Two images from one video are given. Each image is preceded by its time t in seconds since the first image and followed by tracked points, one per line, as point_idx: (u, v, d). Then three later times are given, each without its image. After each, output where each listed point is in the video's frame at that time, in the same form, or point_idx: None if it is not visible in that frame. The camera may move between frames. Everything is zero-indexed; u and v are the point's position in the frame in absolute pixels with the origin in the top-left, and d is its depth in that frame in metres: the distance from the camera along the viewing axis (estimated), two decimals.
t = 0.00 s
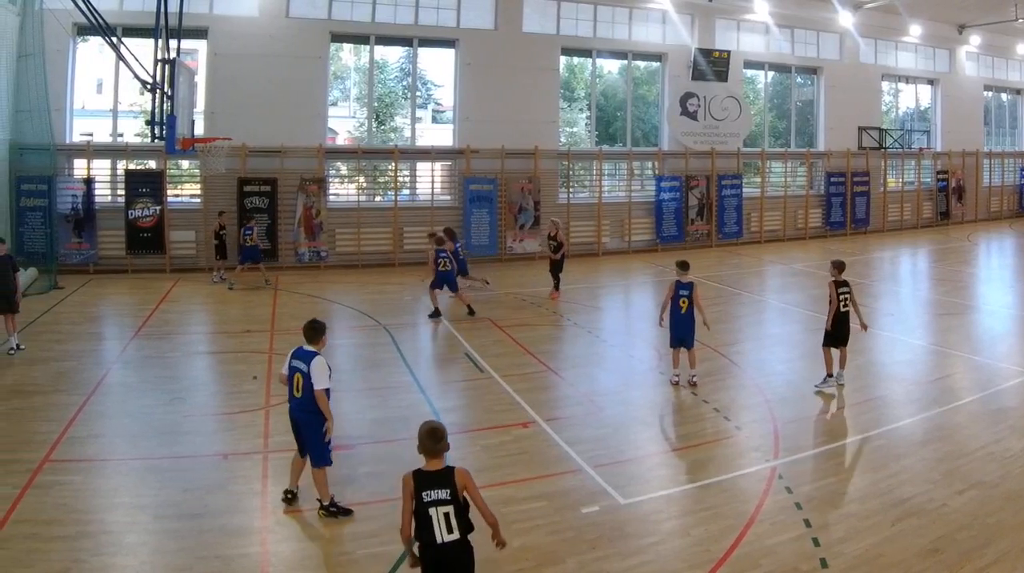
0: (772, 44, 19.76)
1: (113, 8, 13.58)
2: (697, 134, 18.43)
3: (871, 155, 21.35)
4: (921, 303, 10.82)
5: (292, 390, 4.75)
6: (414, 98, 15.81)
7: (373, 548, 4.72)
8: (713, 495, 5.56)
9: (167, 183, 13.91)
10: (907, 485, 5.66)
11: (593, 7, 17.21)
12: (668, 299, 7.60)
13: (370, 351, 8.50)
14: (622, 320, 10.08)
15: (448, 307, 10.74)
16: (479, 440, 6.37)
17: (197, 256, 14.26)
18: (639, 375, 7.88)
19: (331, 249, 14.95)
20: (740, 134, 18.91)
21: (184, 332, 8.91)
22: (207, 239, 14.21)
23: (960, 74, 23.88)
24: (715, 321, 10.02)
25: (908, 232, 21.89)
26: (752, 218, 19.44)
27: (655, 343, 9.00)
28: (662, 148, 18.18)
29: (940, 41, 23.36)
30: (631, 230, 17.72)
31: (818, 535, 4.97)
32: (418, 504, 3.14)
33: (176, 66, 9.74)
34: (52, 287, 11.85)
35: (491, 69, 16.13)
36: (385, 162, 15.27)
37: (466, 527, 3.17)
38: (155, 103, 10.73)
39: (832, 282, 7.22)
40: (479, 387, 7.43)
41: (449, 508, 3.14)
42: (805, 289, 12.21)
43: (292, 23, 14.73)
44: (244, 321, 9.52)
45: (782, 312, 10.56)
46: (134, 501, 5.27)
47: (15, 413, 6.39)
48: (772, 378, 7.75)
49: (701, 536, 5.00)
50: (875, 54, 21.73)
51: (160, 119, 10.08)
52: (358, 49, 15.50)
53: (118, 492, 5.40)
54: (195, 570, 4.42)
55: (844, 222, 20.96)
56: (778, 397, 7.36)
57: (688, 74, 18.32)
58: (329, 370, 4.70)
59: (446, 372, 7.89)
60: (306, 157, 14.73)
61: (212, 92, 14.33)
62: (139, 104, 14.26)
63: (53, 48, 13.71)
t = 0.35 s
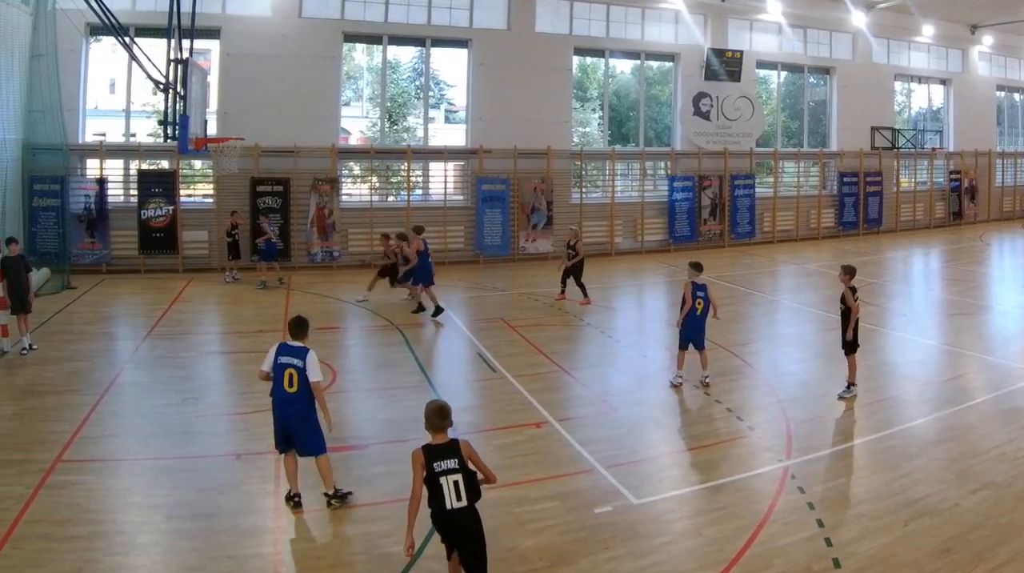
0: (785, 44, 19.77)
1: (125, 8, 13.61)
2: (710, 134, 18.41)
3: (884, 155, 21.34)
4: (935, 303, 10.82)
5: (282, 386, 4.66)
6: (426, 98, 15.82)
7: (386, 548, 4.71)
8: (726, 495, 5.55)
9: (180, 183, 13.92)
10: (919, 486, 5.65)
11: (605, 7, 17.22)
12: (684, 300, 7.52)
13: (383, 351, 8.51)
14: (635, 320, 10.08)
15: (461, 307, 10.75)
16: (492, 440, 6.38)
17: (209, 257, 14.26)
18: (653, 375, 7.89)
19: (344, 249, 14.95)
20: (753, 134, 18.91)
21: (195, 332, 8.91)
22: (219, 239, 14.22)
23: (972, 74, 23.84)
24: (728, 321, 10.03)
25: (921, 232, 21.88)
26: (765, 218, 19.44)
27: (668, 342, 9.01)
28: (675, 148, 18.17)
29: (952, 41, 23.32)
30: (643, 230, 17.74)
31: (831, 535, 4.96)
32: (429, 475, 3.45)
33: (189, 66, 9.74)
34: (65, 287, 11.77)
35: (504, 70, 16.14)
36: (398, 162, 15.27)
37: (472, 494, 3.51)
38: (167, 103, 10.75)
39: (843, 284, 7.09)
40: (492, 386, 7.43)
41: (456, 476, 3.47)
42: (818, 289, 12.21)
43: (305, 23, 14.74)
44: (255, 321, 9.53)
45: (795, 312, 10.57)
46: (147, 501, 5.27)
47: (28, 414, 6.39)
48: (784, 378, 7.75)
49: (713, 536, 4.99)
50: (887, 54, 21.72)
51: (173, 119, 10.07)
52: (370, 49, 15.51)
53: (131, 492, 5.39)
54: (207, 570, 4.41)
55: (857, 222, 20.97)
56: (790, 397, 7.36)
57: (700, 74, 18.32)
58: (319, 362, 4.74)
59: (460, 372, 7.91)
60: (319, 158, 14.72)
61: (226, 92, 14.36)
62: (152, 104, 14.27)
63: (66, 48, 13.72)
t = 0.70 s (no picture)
0: (796, 44, 19.77)
1: (136, 8, 13.62)
2: (721, 134, 18.40)
3: (895, 155, 21.33)
4: (946, 303, 10.82)
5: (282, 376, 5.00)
6: (438, 98, 15.82)
7: (398, 548, 4.70)
8: (737, 495, 5.54)
9: (191, 183, 13.93)
10: (930, 486, 5.65)
11: (616, 7, 17.22)
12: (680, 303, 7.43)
13: (395, 350, 8.51)
14: (647, 320, 10.10)
15: (472, 307, 10.75)
16: (504, 440, 6.38)
17: (221, 256, 14.28)
18: (665, 375, 7.89)
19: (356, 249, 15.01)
20: (764, 134, 18.90)
21: (206, 332, 8.92)
22: (231, 238, 14.23)
23: (984, 74, 23.81)
24: (740, 321, 10.02)
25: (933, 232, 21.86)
26: (776, 218, 19.45)
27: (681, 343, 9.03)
28: (687, 148, 18.17)
29: (964, 41, 23.29)
30: (655, 230, 17.74)
31: (843, 535, 4.95)
32: (433, 443, 3.87)
33: (201, 66, 9.75)
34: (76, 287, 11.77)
35: (515, 69, 16.14)
36: (409, 162, 15.29)
37: (472, 458, 3.94)
38: (178, 103, 10.77)
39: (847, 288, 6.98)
40: (503, 386, 7.43)
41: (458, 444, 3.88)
42: (829, 289, 12.21)
43: (316, 23, 14.73)
44: (265, 321, 9.53)
45: (806, 312, 10.57)
46: (158, 501, 5.26)
47: (39, 414, 6.40)
48: (795, 378, 7.76)
49: (725, 536, 4.98)
50: (899, 54, 21.70)
51: (184, 119, 10.08)
52: (382, 48, 15.50)
53: (142, 492, 5.39)
54: (219, 570, 4.40)
55: (868, 222, 20.97)
56: (801, 397, 7.36)
57: (712, 74, 18.32)
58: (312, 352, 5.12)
59: (472, 372, 7.92)
60: (331, 157, 14.76)
61: (237, 92, 14.39)
62: (163, 104, 14.27)
63: (78, 48, 13.73)
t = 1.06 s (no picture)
0: (808, 44, 19.77)
1: (149, 8, 13.64)
2: (733, 134, 18.40)
3: (908, 155, 21.33)
4: (960, 303, 10.82)
5: (288, 349, 5.50)
6: (450, 98, 15.82)
7: (411, 548, 4.70)
8: (750, 495, 5.54)
9: (204, 183, 13.94)
10: (942, 486, 5.64)
11: (629, 7, 17.22)
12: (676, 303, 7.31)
13: (408, 350, 8.52)
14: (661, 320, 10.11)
15: (485, 307, 10.76)
16: (516, 440, 6.39)
17: (235, 256, 14.29)
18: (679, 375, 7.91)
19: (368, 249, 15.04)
20: (777, 133, 18.89)
21: (217, 332, 8.92)
22: (244, 238, 14.25)
23: (996, 74, 23.78)
24: (753, 321, 10.03)
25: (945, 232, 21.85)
26: (789, 218, 19.46)
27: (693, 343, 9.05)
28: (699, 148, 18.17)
29: (976, 41, 23.26)
30: (667, 231, 17.74)
31: (855, 535, 4.95)
32: (434, 407, 4.23)
33: (213, 66, 9.74)
34: (89, 287, 11.78)
35: (528, 70, 16.14)
36: (422, 162, 15.30)
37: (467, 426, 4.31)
38: (191, 103, 10.78)
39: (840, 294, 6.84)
40: (516, 386, 7.44)
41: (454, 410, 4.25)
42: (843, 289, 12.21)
43: (328, 23, 14.73)
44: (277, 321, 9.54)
45: (819, 312, 10.57)
46: (170, 501, 5.26)
47: (52, 414, 6.41)
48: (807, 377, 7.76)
49: (738, 536, 4.98)
50: (911, 54, 21.68)
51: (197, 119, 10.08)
52: (394, 48, 15.51)
53: (155, 492, 5.39)
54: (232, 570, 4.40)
55: (881, 222, 20.96)
56: (813, 397, 7.36)
57: (725, 74, 18.32)
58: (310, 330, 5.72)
59: (485, 372, 7.93)
60: (343, 157, 14.77)
61: (250, 92, 14.41)
62: (176, 104, 14.27)
63: (90, 48, 13.74)
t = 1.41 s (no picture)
0: (821, 44, 19.77)
1: (162, 8, 13.66)
2: (746, 134, 18.38)
3: (921, 155, 21.33)
4: (972, 303, 10.82)
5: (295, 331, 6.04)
6: (463, 98, 15.82)
7: (424, 548, 4.70)
8: (763, 495, 5.53)
9: (216, 183, 13.94)
10: (955, 486, 5.63)
11: (642, 7, 17.22)
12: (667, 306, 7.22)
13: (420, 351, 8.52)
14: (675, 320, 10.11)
15: (497, 307, 10.76)
16: (528, 440, 6.39)
17: (247, 256, 14.30)
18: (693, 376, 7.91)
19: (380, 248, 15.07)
20: (790, 134, 18.88)
21: (228, 332, 8.93)
22: (256, 239, 14.29)
23: (1009, 74, 23.76)
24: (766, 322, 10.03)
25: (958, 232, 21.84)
26: (801, 218, 19.47)
27: (707, 343, 9.06)
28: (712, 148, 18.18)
29: (989, 41, 23.23)
30: (680, 231, 17.75)
31: (868, 535, 4.94)
32: (422, 389, 4.51)
33: (225, 65, 9.74)
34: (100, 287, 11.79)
35: (541, 70, 16.14)
36: (434, 162, 15.30)
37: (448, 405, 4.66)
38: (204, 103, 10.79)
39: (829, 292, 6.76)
40: (529, 386, 7.44)
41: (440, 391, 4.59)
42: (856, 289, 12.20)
43: (341, 23, 14.74)
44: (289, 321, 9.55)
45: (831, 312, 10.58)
46: (183, 501, 5.26)
47: (64, 413, 6.41)
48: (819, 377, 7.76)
49: (751, 536, 4.97)
50: (924, 54, 21.66)
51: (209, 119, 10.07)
52: (407, 48, 15.51)
53: (167, 492, 5.38)
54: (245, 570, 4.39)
55: (894, 222, 20.95)
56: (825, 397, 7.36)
57: (738, 74, 18.32)
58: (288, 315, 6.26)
59: (497, 372, 7.94)
60: (356, 157, 14.76)
61: (262, 92, 14.43)
62: (188, 104, 14.28)
63: (103, 48, 13.75)
